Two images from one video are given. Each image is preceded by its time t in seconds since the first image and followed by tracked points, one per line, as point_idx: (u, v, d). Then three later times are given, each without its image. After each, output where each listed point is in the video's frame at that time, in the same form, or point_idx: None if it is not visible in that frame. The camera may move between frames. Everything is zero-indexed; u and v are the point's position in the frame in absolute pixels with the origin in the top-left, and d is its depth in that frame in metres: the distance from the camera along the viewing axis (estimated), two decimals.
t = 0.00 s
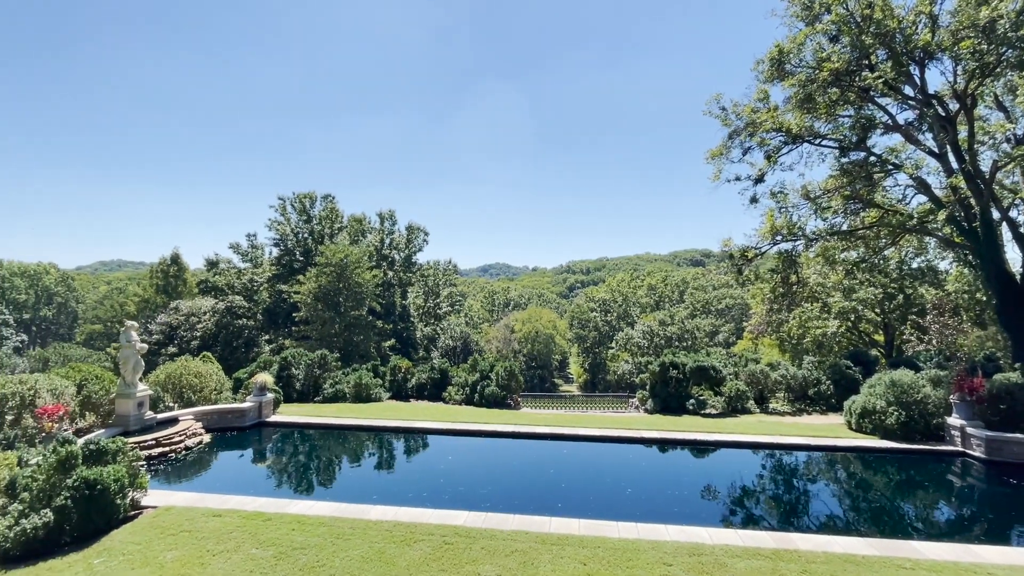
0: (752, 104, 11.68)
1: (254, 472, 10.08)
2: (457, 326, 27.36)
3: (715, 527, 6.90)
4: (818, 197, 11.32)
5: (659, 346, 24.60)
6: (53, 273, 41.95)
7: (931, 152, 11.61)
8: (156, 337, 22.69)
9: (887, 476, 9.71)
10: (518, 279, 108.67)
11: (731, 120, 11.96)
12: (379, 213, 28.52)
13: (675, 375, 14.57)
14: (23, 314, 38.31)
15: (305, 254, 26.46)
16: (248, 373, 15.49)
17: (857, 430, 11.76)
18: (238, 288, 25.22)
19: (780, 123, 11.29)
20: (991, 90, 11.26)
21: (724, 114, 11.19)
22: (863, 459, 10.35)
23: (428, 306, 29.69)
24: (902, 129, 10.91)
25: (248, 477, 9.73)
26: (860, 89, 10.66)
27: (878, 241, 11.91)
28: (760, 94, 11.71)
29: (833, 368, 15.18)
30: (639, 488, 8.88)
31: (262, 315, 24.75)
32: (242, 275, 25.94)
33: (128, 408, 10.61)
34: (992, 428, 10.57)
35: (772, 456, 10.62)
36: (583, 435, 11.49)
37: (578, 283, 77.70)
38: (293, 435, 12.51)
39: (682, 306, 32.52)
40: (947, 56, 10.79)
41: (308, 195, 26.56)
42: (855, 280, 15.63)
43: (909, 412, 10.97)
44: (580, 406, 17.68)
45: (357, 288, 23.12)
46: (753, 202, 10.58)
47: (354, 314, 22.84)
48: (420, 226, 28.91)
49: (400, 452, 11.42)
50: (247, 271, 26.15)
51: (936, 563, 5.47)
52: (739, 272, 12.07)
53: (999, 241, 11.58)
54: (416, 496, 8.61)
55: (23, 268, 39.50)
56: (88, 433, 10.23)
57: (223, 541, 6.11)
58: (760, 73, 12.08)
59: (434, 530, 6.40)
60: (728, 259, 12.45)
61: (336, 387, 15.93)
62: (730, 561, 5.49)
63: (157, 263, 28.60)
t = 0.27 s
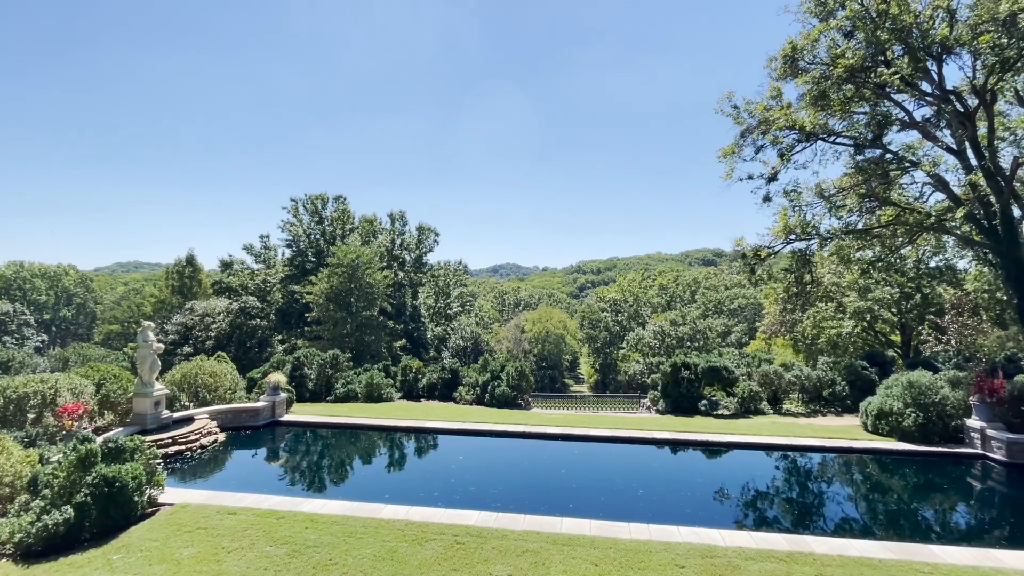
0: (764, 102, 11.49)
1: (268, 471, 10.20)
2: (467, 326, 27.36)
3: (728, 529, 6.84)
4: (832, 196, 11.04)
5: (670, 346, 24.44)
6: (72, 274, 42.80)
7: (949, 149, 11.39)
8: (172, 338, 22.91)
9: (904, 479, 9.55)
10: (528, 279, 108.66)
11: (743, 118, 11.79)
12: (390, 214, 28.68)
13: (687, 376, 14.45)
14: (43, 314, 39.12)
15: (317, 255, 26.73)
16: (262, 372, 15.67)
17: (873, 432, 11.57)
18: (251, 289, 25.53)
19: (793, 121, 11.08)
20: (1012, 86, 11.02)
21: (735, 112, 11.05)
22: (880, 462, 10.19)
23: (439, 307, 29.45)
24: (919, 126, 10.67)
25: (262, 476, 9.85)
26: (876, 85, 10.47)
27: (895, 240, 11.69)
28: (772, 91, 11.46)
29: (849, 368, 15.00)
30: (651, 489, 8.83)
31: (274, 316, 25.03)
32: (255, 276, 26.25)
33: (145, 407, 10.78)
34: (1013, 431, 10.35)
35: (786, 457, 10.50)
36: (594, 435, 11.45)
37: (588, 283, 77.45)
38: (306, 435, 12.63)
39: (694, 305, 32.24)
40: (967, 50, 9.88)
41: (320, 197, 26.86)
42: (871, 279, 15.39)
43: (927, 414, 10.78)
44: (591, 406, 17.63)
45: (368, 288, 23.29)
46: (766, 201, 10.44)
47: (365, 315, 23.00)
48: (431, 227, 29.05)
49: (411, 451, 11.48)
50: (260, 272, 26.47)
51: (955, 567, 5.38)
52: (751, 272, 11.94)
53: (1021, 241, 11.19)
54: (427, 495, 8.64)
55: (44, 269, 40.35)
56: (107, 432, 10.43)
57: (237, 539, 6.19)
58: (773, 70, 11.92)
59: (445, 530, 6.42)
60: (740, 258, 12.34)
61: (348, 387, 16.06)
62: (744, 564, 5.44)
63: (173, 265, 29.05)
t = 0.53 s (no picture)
0: (777, 99, 11.23)
1: (281, 469, 10.31)
2: (478, 326, 27.33)
3: (742, 531, 6.78)
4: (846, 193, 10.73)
5: (682, 346, 24.27)
6: (90, 276, 43.59)
7: (968, 145, 11.13)
8: (187, 338, 23.27)
9: (922, 481, 9.39)
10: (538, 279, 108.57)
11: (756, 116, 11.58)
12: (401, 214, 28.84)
13: (699, 377, 14.33)
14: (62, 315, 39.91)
15: (329, 256, 26.99)
16: (274, 372, 15.84)
17: (890, 434, 11.38)
18: (264, 289, 25.83)
19: (806, 118, 10.72)
20: None
21: (748, 110, 10.90)
22: (896, 464, 10.03)
23: (449, 307, 29.43)
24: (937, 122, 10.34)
25: (276, 474, 9.96)
26: (892, 81, 10.11)
27: (911, 238, 11.44)
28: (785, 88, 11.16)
29: (865, 368, 14.84)
30: (663, 490, 8.77)
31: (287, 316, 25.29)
32: (268, 276, 26.55)
33: (162, 406, 10.97)
34: None
35: (800, 459, 10.37)
36: (605, 436, 11.41)
37: (599, 283, 77.17)
38: (318, 434, 12.75)
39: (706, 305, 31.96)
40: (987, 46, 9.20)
41: (332, 198, 27.12)
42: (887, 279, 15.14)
43: (945, 415, 10.58)
44: (602, 406, 17.58)
45: (379, 288, 23.44)
46: (779, 199, 10.33)
47: (376, 315, 23.16)
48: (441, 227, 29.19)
49: (422, 451, 11.53)
50: (273, 273, 26.76)
51: (975, 572, 5.27)
52: (764, 271, 11.81)
53: None
54: (438, 495, 8.68)
55: (63, 271, 41.16)
56: (125, 430, 10.63)
57: (252, 537, 6.27)
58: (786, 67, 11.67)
59: (457, 529, 6.44)
60: (753, 257, 12.24)
61: (359, 387, 16.17)
62: (757, 566, 5.39)
63: (188, 266, 29.48)
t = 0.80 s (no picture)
0: (790, 96, 10.87)
1: (295, 468, 10.42)
2: (489, 326, 27.24)
3: (755, 533, 6.72)
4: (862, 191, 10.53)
5: (694, 346, 24.08)
6: (108, 276, 44.35)
7: (987, 141, 10.85)
8: (202, 338, 23.48)
9: (940, 484, 9.22)
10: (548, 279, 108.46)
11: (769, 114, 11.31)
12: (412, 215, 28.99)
13: (711, 377, 14.23)
14: (81, 315, 40.66)
15: (341, 256, 27.21)
16: (287, 372, 16.00)
17: (907, 435, 11.20)
18: (277, 290, 26.10)
19: (821, 116, 10.31)
20: None
21: (761, 108, 10.78)
22: (914, 467, 9.86)
23: (459, 307, 29.48)
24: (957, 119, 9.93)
25: (289, 473, 10.06)
26: (909, 77, 9.61)
27: (930, 236, 11.17)
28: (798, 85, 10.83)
29: (881, 369, 14.65)
30: (675, 491, 8.71)
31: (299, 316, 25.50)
32: (280, 277, 26.82)
33: (177, 405, 11.11)
34: None
35: (814, 461, 10.23)
36: (617, 436, 11.36)
37: (609, 283, 76.86)
38: (330, 433, 12.85)
39: (718, 305, 31.65)
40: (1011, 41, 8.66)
41: (343, 199, 27.34)
42: (904, 279, 14.89)
43: (965, 417, 10.36)
44: (613, 407, 17.51)
45: (390, 289, 23.57)
46: (793, 198, 10.18)
47: (388, 315, 23.30)
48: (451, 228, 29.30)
49: (433, 451, 11.57)
50: (285, 274, 27.02)
51: None
52: (778, 271, 11.66)
53: None
54: (450, 494, 8.72)
55: (82, 272, 41.93)
56: (141, 429, 10.81)
57: (266, 534, 6.34)
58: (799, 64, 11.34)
59: (468, 529, 6.46)
60: (766, 256, 12.11)
61: (371, 387, 16.28)
62: (772, 569, 5.32)
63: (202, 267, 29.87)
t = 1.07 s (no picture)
0: (804, 94, 10.63)
1: (308, 467, 10.53)
2: (500, 326, 27.29)
3: (770, 536, 6.65)
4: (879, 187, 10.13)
5: (706, 347, 23.88)
6: (126, 277, 45.13)
7: (1007, 137, 10.61)
8: (217, 338, 23.76)
9: (960, 487, 9.04)
10: (558, 279, 108.29)
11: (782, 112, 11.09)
12: (423, 216, 29.13)
13: (724, 378, 14.15)
14: (100, 315, 41.43)
15: (353, 257, 27.43)
16: (300, 372, 16.17)
17: (926, 437, 11.01)
18: (290, 291, 26.37)
19: (836, 113, 10.10)
20: None
21: (774, 105, 10.71)
22: (933, 469, 9.67)
23: (470, 307, 29.53)
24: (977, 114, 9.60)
25: (302, 472, 10.17)
26: (928, 72, 9.35)
27: (948, 234, 10.89)
28: (812, 82, 10.58)
29: (899, 369, 14.22)
30: (688, 493, 8.64)
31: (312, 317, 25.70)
32: (293, 278, 27.10)
33: (193, 404, 11.26)
34: None
35: (830, 463, 10.09)
36: (629, 437, 11.30)
37: (620, 282, 76.52)
38: (342, 433, 12.96)
39: (731, 305, 31.33)
40: None
41: (355, 200, 27.56)
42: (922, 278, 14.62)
43: (985, 419, 10.14)
44: (624, 407, 17.44)
45: (401, 289, 23.71)
46: (807, 196, 10.06)
47: (399, 316, 23.45)
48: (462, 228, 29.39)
49: (444, 451, 11.61)
50: (298, 275, 27.30)
51: None
52: (792, 270, 11.51)
53: None
54: (461, 494, 8.75)
55: (101, 274, 42.73)
56: (159, 427, 10.99)
57: (280, 532, 6.41)
58: (813, 61, 10.90)
59: (479, 529, 6.47)
60: (780, 256, 11.95)
61: (383, 386, 16.38)
62: (786, 572, 5.26)
63: (217, 268, 30.29)
